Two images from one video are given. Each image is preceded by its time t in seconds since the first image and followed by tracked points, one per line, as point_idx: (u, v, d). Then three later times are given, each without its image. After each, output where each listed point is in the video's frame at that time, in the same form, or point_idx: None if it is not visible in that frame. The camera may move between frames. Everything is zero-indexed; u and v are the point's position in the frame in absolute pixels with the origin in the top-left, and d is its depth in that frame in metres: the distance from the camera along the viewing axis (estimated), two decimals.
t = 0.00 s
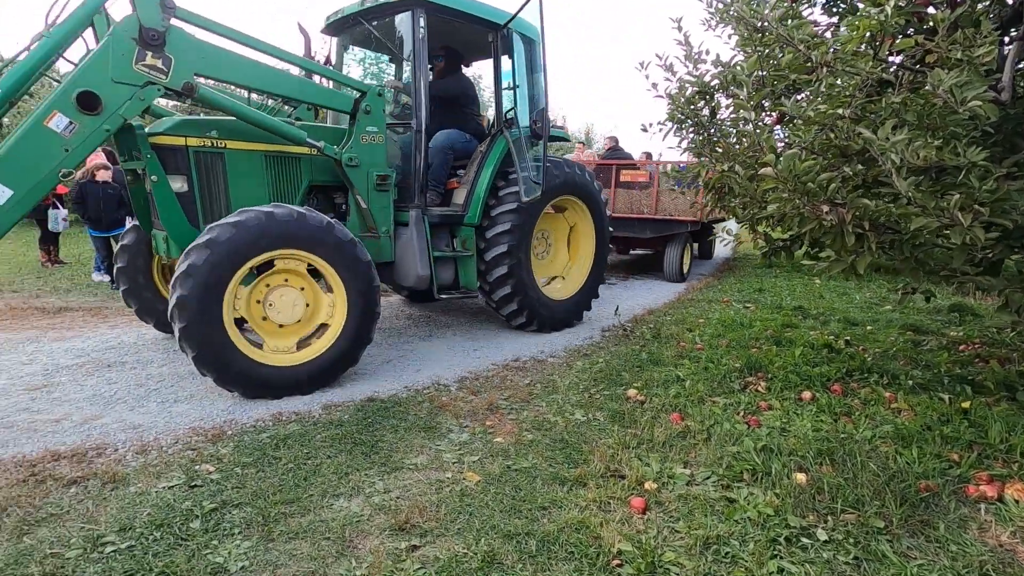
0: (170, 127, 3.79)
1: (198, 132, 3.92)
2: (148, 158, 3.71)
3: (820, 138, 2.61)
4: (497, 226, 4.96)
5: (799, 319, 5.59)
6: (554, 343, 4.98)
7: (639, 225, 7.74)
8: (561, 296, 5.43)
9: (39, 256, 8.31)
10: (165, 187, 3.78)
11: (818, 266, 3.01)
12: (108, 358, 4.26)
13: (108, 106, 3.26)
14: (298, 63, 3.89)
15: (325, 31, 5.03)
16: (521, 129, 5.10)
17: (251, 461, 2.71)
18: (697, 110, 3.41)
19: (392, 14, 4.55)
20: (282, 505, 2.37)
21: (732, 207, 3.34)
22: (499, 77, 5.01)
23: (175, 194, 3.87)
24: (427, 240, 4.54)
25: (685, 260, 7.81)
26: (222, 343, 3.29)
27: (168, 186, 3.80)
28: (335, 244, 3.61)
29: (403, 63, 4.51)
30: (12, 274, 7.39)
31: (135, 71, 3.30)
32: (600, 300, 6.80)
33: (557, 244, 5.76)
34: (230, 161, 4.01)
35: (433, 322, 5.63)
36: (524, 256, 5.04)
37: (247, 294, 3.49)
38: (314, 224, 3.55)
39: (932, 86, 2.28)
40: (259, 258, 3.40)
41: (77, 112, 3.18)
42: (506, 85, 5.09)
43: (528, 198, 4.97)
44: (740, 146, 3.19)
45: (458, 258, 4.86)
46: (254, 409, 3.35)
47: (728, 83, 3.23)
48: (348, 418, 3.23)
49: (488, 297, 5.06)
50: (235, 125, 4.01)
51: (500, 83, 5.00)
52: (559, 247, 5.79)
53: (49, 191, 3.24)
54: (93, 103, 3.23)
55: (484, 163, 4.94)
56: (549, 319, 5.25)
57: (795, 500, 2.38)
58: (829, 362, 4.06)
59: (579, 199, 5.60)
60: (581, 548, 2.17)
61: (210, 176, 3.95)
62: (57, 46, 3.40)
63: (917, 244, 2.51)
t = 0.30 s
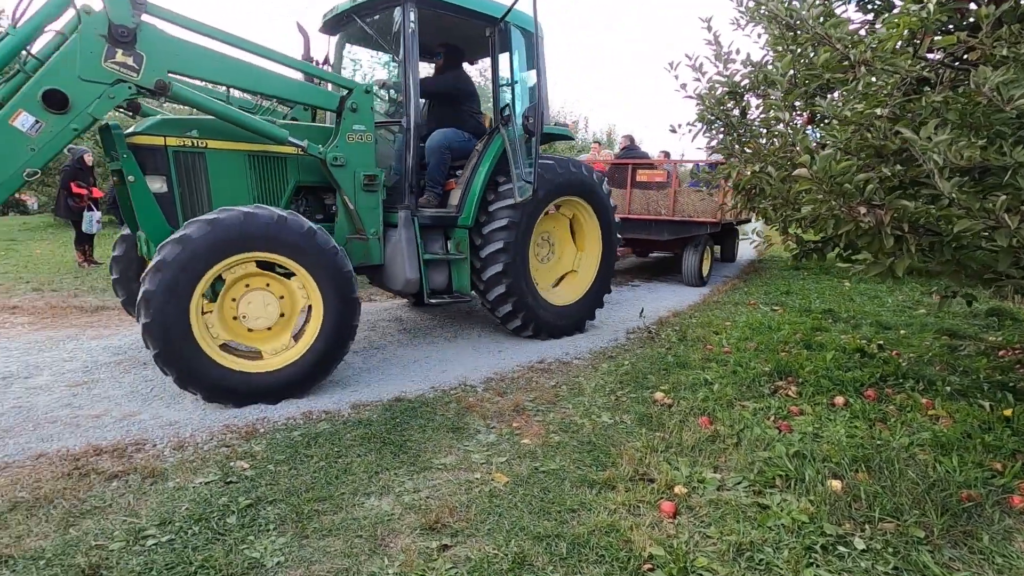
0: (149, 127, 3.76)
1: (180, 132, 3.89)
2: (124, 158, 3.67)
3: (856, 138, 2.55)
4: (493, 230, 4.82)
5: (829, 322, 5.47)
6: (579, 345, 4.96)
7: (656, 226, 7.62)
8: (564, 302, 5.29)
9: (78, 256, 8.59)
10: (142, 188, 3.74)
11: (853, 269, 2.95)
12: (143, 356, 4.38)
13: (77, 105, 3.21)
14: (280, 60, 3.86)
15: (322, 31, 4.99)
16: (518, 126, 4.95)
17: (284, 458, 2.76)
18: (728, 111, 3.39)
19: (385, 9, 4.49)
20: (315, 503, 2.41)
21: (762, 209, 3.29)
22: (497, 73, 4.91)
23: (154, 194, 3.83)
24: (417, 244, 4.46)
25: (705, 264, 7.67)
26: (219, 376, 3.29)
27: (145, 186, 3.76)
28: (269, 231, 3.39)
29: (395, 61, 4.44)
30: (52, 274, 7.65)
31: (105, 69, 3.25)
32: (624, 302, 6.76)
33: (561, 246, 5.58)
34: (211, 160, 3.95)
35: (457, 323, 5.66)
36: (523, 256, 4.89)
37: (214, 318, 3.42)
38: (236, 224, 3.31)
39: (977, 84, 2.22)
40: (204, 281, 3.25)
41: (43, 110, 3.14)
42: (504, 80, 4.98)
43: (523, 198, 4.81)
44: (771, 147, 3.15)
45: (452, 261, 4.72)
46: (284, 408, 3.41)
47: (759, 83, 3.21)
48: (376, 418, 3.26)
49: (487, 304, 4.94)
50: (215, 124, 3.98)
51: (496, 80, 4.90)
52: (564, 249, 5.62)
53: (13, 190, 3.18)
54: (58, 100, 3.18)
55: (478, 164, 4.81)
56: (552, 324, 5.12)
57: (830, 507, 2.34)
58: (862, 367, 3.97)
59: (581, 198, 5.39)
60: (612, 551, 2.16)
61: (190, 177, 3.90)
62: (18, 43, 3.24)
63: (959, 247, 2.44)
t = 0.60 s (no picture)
0: (135, 127, 3.77)
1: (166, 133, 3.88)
2: (109, 159, 3.68)
3: (901, 138, 2.48)
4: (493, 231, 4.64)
5: (866, 327, 5.32)
6: (609, 348, 4.93)
7: (677, 229, 7.48)
8: (571, 307, 5.12)
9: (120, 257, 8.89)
10: (128, 188, 3.75)
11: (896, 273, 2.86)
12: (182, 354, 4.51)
13: (55, 105, 3.26)
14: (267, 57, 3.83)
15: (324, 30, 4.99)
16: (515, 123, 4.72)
17: (321, 456, 2.81)
18: (765, 112, 3.34)
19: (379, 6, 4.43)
20: (353, 500, 2.45)
21: (800, 210, 3.23)
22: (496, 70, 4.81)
23: (140, 196, 3.83)
24: (410, 246, 4.35)
25: (727, 266, 7.43)
26: (239, 390, 3.34)
27: (130, 187, 3.77)
28: (190, 241, 3.20)
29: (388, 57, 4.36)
30: (96, 274, 7.93)
31: (84, 69, 3.27)
32: (654, 304, 6.70)
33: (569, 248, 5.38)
34: (198, 161, 3.94)
35: (486, 324, 5.67)
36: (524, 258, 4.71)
37: (203, 341, 3.41)
38: (160, 255, 3.14)
39: None
40: (168, 317, 3.21)
41: (20, 111, 3.20)
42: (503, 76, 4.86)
43: (519, 199, 4.61)
44: (810, 148, 3.09)
45: (448, 264, 4.57)
46: (320, 407, 3.47)
47: (798, 83, 3.16)
48: (409, 418, 3.30)
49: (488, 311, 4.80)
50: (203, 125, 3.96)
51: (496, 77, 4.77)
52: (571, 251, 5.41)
53: None
54: (38, 102, 3.24)
55: (477, 163, 4.64)
56: (560, 331, 4.97)
57: (874, 518, 2.29)
58: (903, 373, 3.85)
59: (582, 196, 5.12)
60: (648, 556, 2.14)
61: (177, 178, 3.89)
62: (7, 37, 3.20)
63: (1012, 251, 2.36)
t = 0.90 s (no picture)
0: (128, 131, 3.88)
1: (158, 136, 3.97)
2: (102, 163, 3.82)
3: (953, 135, 2.37)
4: (486, 239, 4.47)
5: (911, 331, 5.14)
6: (643, 351, 4.88)
7: (704, 232, 7.33)
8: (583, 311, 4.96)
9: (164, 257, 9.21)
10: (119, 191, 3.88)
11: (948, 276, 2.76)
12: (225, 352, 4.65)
13: (41, 109, 3.41)
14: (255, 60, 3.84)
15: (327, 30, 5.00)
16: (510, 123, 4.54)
17: (361, 454, 2.86)
18: (808, 111, 3.27)
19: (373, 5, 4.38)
20: (393, 498, 2.48)
21: (843, 211, 3.14)
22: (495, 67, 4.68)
23: (133, 198, 3.95)
24: (401, 249, 4.29)
25: (756, 269, 7.24)
26: (249, 389, 3.39)
27: (123, 190, 3.90)
28: (149, 255, 3.21)
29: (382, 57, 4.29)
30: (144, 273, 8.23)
31: (68, 74, 3.38)
32: (687, 307, 6.61)
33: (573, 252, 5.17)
34: (189, 163, 4.02)
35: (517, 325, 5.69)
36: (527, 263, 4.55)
37: (203, 355, 3.50)
38: (123, 275, 3.18)
39: None
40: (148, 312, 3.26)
41: (7, 117, 3.37)
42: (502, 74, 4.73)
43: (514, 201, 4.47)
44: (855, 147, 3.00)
45: (443, 268, 4.44)
46: (358, 405, 3.53)
47: (842, 81, 3.07)
48: (446, 418, 3.33)
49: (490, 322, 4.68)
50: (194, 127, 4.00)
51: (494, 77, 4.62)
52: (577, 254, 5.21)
53: None
54: (24, 107, 3.39)
55: (475, 164, 4.49)
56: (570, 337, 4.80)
57: (926, 530, 2.21)
58: (953, 380, 3.71)
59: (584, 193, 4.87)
60: (688, 562, 2.12)
61: (169, 180, 3.99)
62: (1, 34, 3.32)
63: None
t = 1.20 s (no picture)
0: (126, 135, 3.98)
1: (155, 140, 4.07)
2: (99, 166, 3.94)
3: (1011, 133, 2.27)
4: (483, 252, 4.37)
5: (963, 337, 4.93)
6: (679, 354, 4.81)
7: (729, 235, 7.18)
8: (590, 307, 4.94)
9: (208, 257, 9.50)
10: (116, 194, 4.02)
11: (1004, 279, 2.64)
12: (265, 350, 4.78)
13: (35, 115, 3.53)
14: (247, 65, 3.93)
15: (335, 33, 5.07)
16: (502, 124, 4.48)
17: (398, 453, 2.91)
18: (854, 110, 3.17)
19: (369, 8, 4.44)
20: (432, 497, 2.52)
21: (889, 212, 3.04)
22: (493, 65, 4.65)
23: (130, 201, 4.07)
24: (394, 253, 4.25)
25: (785, 271, 7.06)
26: (235, 384, 3.45)
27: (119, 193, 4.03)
28: (167, 237, 3.36)
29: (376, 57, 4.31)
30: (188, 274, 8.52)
31: (61, 81, 3.51)
32: (723, 310, 6.49)
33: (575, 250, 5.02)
34: (185, 167, 4.10)
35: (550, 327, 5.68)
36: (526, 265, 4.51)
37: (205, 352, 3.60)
38: (139, 243, 3.33)
39: None
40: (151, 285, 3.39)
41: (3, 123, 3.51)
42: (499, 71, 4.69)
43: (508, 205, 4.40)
44: (904, 146, 2.89)
45: (438, 272, 4.39)
46: (394, 404, 3.58)
47: (890, 78, 2.97)
48: (482, 418, 3.36)
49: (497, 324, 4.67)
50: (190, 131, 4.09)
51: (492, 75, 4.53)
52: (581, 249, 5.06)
53: None
54: (19, 113, 3.53)
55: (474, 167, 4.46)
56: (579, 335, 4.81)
57: (983, 544, 2.13)
58: (1009, 388, 3.55)
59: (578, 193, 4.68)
60: (730, 569, 2.09)
61: (163, 184, 4.09)
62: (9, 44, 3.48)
63: None
